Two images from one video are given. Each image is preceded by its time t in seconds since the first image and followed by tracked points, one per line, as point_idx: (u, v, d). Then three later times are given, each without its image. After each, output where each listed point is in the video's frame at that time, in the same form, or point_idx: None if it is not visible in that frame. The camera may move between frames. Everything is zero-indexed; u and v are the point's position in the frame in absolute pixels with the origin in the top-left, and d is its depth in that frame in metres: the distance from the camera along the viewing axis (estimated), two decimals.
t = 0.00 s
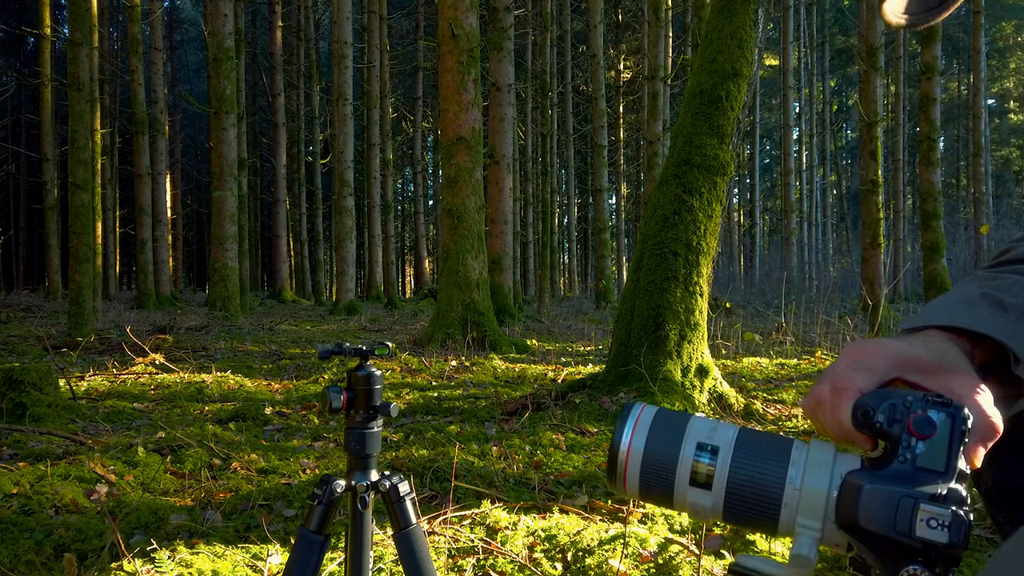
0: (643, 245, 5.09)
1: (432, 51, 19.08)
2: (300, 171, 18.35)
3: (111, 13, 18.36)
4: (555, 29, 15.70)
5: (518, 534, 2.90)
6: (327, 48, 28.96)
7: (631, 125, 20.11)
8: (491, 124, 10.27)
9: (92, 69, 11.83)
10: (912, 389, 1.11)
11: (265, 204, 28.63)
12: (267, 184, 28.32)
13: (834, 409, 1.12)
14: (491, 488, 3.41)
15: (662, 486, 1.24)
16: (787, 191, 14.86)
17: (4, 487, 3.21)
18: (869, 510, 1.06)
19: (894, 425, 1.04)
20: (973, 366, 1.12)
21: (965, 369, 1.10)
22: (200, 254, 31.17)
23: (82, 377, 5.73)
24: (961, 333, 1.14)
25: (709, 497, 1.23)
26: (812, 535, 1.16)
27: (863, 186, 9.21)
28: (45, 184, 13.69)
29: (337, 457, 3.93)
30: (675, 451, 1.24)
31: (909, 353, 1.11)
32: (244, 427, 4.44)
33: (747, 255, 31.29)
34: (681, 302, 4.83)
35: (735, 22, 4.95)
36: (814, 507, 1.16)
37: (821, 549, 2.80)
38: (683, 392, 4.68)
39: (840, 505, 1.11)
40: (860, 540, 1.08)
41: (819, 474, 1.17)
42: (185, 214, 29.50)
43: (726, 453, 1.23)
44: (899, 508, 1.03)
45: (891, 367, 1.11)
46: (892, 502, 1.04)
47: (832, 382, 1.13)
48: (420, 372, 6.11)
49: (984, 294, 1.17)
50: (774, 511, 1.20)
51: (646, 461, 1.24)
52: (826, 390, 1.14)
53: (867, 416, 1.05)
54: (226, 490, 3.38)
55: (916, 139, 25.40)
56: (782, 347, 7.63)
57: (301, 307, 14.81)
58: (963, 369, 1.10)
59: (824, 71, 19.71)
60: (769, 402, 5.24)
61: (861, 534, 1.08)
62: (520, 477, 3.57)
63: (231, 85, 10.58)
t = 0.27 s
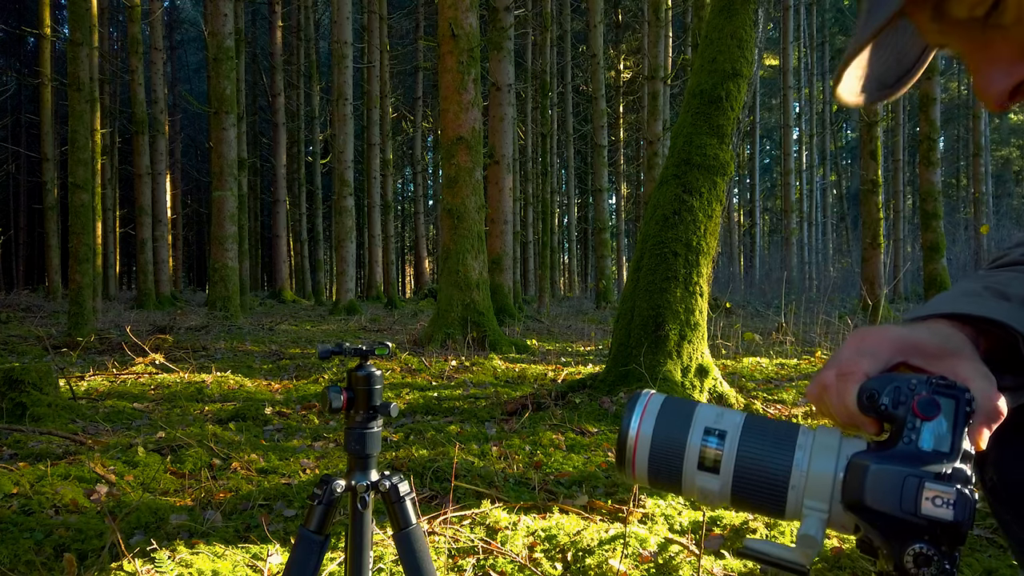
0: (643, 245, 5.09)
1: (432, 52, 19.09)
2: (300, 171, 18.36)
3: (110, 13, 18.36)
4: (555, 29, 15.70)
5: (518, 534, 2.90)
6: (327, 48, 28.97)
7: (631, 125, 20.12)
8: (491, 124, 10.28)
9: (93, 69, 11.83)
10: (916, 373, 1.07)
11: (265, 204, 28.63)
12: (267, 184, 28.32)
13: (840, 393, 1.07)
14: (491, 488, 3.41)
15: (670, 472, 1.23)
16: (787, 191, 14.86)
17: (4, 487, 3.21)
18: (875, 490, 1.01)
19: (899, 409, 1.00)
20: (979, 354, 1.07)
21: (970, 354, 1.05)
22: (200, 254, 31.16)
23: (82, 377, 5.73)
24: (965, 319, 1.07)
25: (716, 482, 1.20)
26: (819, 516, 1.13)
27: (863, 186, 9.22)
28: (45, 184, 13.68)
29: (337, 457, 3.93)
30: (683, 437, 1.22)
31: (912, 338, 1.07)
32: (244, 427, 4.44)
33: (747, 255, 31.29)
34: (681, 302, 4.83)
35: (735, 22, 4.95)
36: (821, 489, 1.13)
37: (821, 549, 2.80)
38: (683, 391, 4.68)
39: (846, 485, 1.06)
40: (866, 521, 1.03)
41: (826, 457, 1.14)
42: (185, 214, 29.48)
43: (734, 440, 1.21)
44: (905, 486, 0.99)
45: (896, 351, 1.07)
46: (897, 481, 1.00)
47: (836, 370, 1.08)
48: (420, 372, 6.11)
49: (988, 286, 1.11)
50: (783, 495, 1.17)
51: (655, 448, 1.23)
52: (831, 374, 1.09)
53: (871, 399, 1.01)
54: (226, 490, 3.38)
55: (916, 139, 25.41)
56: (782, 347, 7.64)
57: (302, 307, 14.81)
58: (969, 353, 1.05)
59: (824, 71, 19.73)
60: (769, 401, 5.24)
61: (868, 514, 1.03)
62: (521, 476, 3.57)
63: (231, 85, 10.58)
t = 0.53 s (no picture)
0: (643, 245, 5.09)
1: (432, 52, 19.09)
2: (300, 171, 18.35)
3: (110, 13, 18.36)
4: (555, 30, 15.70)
5: (518, 534, 2.90)
6: (327, 48, 28.97)
7: (631, 125, 20.11)
8: (491, 124, 10.27)
9: (92, 69, 11.83)
10: (919, 404, 0.96)
11: (265, 204, 28.62)
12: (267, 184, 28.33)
13: (841, 427, 0.95)
14: (491, 488, 3.41)
15: (674, 513, 1.08)
16: (787, 191, 14.85)
17: (4, 486, 3.21)
18: (888, 535, 0.88)
19: (906, 445, 0.87)
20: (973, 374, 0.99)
21: (966, 378, 0.98)
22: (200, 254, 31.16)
23: (82, 377, 5.73)
24: (955, 338, 1.01)
25: (723, 524, 1.06)
26: (829, 559, 0.99)
27: (863, 186, 9.22)
28: (45, 183, 13.68)
29: (337, 457, 3.93)
30: (685, 475, 1.07)
31: (911, 365, 0.97)
32: (244, 427, 4.44)
33: (747, 255, 31.28)
34: (681, 302, 4.83)
35: (735, 22, 4.95)
36: (830, 529, 0.99)
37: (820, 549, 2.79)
38: (683, 391, 4.68)
39: (857, 526, 0.93)
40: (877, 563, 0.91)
41: (833, 493, 1.00)
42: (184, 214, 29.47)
43: (739, 476, 1.07)
44: (917, 531, 0.86)
45: (897, 380, 0.95)
46: (908, 526, 0.86)
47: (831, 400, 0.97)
48: (420, 372, 6.11)
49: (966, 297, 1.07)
50: (791, 537, 1.03)
51: (657, 487, 1.07)
52: (829, 406, 0.97)
53: (876, 434, 0.89)
54: (226, 490, 3.38)
55: (916, 139, 25.41)
56: (782, 347, 7.63)
57: (302, 307, 14.80)
58: (964, 375, 0.97)
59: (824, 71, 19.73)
60: (769, 401, 5.24)
61: (878, 556, 0.90)
62: (520, 476, 3.57)
63: (231, 85, 10.59)
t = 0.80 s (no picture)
0: (643, 245, 5.09)
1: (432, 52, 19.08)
2: (300, 171, 18.35)
3: (110, 13, 18.36)
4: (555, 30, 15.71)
5: (518, 534, 2.90)
6: (327, 48, 28.98)
7: (631, 125, 20.13)
8: (491, 124, 10.27)
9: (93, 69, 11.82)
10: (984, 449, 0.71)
11: (265, 204, 28.61)
12: (267, 184, 28.34)
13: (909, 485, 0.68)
14: (491, 488, 3.41)
15: None
16: (787, 191, 14.84)
17: (4, 486, 3.20)
18: None
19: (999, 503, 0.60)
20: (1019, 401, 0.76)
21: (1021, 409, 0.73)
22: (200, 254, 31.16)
23: (81, 377, 5.73)
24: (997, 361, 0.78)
25: None
26: None
27: (863, 186, 9.22)
28: (45, 183, 13.68)
29: (337, 457, 3.93)
30: (744, 547, 0.65)
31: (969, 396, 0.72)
32: (244, 427, 4.44)
33: (747, 255, 31.28)
34: (681, 302, 4.83)
35: (735, 22, 4.95)
36: None
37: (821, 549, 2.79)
38: (683, 391, 4.69)
39: None
40: None
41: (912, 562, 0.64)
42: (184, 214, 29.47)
43: (811, 552, 0.65)
44: None
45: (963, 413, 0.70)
46: None
47: (873, 450, 0.72)
48: (420, 372, 6.10)
49: (993, 307, 0.81)
50: None
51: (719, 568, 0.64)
52: (887, 463, 0.71)
53: (956, 491, 0.62)
54: (226, 490, 3.38)
55: (916, 139, 25.41)
56: (782, 347, 7.63)
57: (302, 306, 14.80)
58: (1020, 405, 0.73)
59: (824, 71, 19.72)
60: (769, 401, 5.25)
61: None
62: (520, 476, 3.57)
63: (231, 85, 10.59)
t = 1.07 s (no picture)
0: (643, 245, 5.08)
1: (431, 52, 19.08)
2: (300, 171, 18.35)
3: (110, 13, 18.35)
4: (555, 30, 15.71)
5: (518, 534, 2.90)
6: (327, 48, 28.98)
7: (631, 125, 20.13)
8: (491, 124, 10.28)
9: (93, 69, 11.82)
10: None
11: (265, 204, 28.60)
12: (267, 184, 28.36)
13: None
14: (491, 488, 3.41)
15: None
16: (787, 191, 14.84)
17: (4, 487, 3.20)
18: None
19: None
20: None
21: None
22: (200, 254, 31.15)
23: (81, 377, 5.73)
24: None
25: None
26: None
27: (863, 186, 9.22)
28: (45, 183, 13.68)
29: (337, 457, 3.93)
30: None
31: None
32: (244, 427, 4.44)
33: (746, 255, 31.29)
34: (681, 302, 4.83)
35: (735, 22, 4.95)
36: None
37: (820, 548, 2.79)
38: (683, 391, 4.69)
39: None
40: None
41: None
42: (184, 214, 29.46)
43: None
44: None
45: None
46: None
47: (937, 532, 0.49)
48: (420, 372, 6.10)
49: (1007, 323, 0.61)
50: None
51: None
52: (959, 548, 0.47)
53: None
54: (226, 490, 3.38)
55: (915, 139, 25.41)
56: (782, 347, 7.63)
57: (302, 306, 14.80)
58: None
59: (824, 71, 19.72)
60: (769, 401, 5.25)
61: None
62: (520, 476, 3.57)
63: (231, 85, 10.59)
